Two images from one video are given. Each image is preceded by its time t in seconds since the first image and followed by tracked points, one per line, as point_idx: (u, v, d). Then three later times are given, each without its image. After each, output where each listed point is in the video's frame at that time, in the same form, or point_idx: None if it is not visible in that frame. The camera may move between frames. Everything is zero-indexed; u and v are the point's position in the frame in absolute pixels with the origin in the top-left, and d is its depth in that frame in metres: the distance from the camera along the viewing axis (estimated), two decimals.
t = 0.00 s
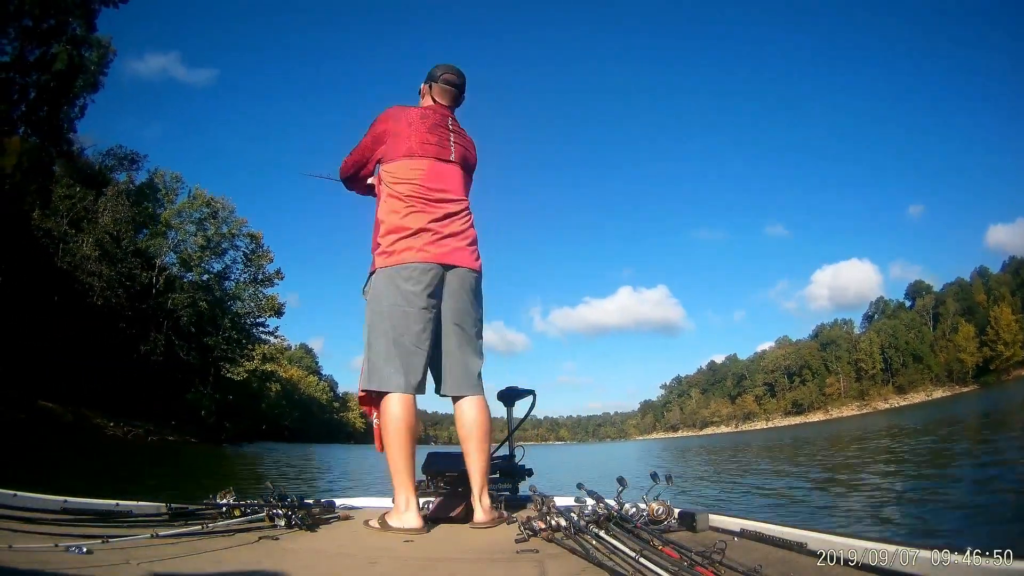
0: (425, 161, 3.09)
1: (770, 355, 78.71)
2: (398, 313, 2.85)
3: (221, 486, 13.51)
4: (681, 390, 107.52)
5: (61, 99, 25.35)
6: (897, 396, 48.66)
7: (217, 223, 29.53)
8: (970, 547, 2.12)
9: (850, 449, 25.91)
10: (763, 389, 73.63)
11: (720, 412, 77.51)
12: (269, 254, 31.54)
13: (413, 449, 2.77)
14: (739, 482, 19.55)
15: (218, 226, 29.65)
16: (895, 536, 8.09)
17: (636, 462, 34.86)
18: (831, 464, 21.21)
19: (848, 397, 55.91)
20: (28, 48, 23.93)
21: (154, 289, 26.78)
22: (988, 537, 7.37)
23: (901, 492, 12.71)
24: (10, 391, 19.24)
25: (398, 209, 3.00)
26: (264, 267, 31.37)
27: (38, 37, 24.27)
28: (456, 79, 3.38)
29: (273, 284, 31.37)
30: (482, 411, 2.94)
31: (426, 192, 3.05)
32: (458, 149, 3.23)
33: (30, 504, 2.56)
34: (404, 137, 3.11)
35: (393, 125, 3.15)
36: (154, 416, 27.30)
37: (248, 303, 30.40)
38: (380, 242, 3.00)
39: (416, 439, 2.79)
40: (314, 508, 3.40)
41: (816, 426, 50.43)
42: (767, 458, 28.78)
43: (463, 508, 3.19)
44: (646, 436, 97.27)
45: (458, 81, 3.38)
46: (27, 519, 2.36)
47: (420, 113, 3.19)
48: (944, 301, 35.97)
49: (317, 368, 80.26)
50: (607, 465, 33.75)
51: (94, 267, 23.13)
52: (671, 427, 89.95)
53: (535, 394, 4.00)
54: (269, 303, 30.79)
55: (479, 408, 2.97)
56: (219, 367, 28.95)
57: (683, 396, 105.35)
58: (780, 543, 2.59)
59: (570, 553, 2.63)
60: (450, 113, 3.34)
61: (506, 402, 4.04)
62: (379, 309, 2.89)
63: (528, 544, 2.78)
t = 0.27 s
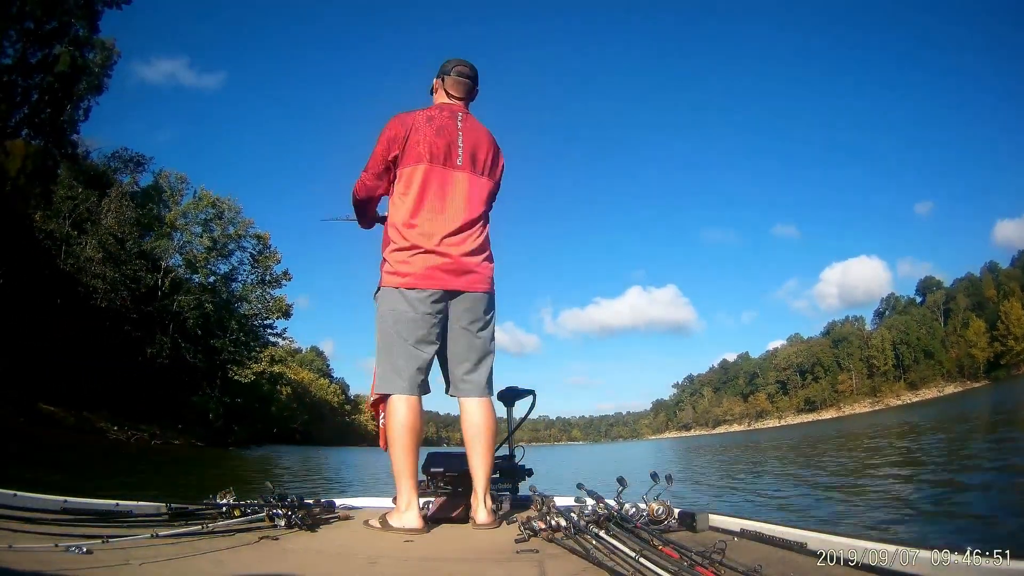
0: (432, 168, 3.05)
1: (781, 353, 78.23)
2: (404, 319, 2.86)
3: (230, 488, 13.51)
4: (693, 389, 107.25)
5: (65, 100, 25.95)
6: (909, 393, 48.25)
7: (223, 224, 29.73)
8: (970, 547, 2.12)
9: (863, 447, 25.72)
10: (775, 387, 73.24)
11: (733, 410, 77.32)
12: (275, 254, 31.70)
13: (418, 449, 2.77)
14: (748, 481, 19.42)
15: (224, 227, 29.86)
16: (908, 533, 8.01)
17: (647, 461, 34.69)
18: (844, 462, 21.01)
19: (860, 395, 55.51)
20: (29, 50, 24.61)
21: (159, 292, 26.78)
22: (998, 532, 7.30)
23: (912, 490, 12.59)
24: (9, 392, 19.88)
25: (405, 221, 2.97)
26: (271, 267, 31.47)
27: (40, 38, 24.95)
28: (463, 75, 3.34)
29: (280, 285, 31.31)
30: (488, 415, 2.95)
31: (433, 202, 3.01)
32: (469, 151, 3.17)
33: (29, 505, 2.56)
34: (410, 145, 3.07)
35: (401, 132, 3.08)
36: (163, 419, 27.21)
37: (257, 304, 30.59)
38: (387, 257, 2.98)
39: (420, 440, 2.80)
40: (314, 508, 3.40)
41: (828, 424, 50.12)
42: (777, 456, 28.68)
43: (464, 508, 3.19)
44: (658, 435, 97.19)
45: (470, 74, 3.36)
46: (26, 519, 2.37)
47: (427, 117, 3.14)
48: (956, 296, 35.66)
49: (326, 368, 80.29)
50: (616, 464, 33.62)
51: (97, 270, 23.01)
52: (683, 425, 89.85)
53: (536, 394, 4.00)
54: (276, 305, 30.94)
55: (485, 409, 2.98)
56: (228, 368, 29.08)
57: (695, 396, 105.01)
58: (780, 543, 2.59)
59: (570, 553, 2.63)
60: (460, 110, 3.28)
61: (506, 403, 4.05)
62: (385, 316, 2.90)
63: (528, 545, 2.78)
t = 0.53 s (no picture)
0: (456, 176, 3.07)
1: (790, 351, 77.96)
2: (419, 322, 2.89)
3: (238, 488, 13.52)
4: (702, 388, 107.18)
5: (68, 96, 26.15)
6: (918, 391, 47.90)
7: (227, 219, 29.86)
8: (971, 547, 2.12)
9: (873, 446, 25.52)
10: (783, 385, 72.79)
11: (743, 408, 77.22)
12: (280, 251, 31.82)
13: (424, 450, 2.78)
14: (754, 480, 19.29)
15: (229, 223, 29.92)
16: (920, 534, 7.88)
17: (655, 461, 34.50)
18: (853, 460, 20.82)
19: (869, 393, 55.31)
20: (32, 46, 24.82)
21: (163, 288, 26.28)
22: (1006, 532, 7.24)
23: (922, 489, 12.45)
24: (10, 391, 19.91)
25: (430, 230, 3.00)
26: (276, 264, 31.47)
27: (42, 35, 25.14)
28: (484, 83, 3.37)
29: (286, 282, 31.38)
30: (499, 417, 2.94)
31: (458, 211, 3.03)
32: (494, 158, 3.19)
33: (29, 504, 2.57)
34: (434, 154, 3.10)
35: (426, 141, 3.12)
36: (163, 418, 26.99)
37: (263, 300, 30.61)
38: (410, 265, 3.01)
39: (428, 441, 2.81)
40: (314, 508, 3.41)
41: (837, 423, 49.94)
42: (786, 455, 28.61)
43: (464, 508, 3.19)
44: (667, 435, 97.24)
45: (491, 81, 3.39)
46: (25, 519, 2.37)
47: (451, 126, 3.17)
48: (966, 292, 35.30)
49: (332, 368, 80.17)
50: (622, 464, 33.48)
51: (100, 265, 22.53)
52: (692, 424, 89.79)
53: (536, 394, 4.01)
54: (282, 302, 30.87)
55: (496, 411, 2.98)
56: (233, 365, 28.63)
57: (704, 395, 104.86)
58: (780, 543, 2.58)
59: (569, 553, 2.63)
60: (482, 118, 3.30)
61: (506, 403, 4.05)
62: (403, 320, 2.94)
63: (528, 545, 2.78)
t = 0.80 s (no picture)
0: (468, 180, 3.08)
1: (796, 349, 77.67)
2: (426, 323, 2.90)
3: (245, 488, 13.55)
4: (707, 386, 107.03)
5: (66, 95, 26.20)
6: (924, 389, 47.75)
7: (227, 219, 29.53)
8: (971, 547, 2.12)
9: (880, 444, 25.43)
10: (789, 383, 72.53)
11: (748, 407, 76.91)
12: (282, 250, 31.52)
13: (424, 449, 2.78)
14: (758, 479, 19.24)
15: (229, 221, 29.60)
16: (928, 532, 7.84)
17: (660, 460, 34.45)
18: (859, 459, 20.77)
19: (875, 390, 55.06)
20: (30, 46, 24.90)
21: (162, 289, 26.56)
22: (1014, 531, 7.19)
23: (928, 488, 12.40)
24: (9, 391, 19.98)
25: (442, 232, 2.99)
26: (278, 263, 31.34)
27: (39, 35, 25.15)
28: (493, 88, 3.37)
29: (287, 282, 31.25)
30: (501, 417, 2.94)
31: (472, 214, 3.04)
32: (505, 164, 3.21)
33: (30, 504, 2.57)
34: (446, 155, 3.09)
35: (439, 141, 3.09)
36: (162, 418, 27.36)
37: (264, 299, 30.28)
38: (419, 267, 3.00)
39: (430, 440, 2.83)
40: (314, 508, 3.41)
41: (842, 422, 49.73)
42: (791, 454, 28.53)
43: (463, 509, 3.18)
44: (672, 434, 97.00)
45: (499, 88, 3.38)
46: (25, 519, 2.37)
47: (463, 129, 3.17)
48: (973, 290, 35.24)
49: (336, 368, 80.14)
50: (627, 463, 33.44)
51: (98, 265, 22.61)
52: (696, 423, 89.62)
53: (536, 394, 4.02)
54: (282, 301, 30.61)
55: (499, 411, 2.98)
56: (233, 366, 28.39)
57: (709, 393, 104.71)
58: (780, 543, 2.58)
59: (569, 553, 2.64)
60: (493, 123, 3.30)
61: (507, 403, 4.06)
62: (409, 322, 2.94)
63: (528, 544, 2.78)
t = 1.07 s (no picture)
0: (420, 144, 2.99)
1: (797, 350, 77.74)
2: (383, 299, 2.73)
3: (248, 489, 13.55)
4: (708, 386, 107.14)
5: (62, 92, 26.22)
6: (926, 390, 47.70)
7: (224, 216, 29.85)
8: (971, 547, 2.12)
9: (883, 445, 25.40)
10: (792, 385, 72.44)
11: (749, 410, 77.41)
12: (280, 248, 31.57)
13: (411, 447, 2.65)
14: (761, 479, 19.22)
15: (227, 219, 29.94)
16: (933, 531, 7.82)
17: (662, 460, 34.44)
18: (862, 459, 20.75)
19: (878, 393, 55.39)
20: (29, 43, 24.80)
21: (159, 286, 26.90)
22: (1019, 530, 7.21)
23: (932, 488, 12.39)
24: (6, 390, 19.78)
25: (390, 194, 2.86)
26: (276, 261, 31.47)
27: (38, 31, 24.96)
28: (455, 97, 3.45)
29: (285, 279, 31.33)
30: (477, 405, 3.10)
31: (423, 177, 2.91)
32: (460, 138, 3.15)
33: (30, 504, 2.57)
34: (396, 124, 3.06)
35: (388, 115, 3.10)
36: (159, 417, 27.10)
37: (262, 296, 30.42)
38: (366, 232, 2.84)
39: (411, 435, 2.66)
40: (315, 508, 3.41)
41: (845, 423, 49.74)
42: (794, 455, 28.53)
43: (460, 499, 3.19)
44: (674, 435, 97.18)
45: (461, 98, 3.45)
46: (24, 520, 2.37)
47: (417, 106, 3.17)
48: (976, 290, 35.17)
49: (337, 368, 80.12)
50: (629, 463, 33.42)
51: (93, 262, 22.79)
52: (698, 424, 89.83)
53: (535, 393, 4.02)
54: (281, 300, 30.61)
55: (474, 401, 3.12)
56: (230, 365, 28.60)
57: (711, 393, 104.72)
58: (779, 543, 2.59)
59: (570, 553, 2.64)
60: (450, 107, 3.31)
61: (507, 403, 4.06)
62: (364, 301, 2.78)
63: (528, 545, 2.78)
